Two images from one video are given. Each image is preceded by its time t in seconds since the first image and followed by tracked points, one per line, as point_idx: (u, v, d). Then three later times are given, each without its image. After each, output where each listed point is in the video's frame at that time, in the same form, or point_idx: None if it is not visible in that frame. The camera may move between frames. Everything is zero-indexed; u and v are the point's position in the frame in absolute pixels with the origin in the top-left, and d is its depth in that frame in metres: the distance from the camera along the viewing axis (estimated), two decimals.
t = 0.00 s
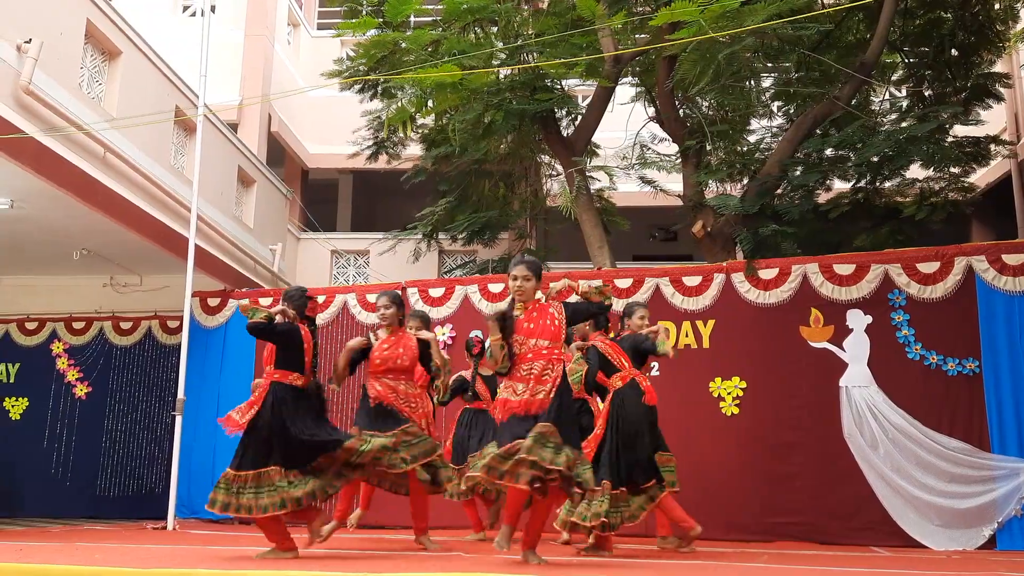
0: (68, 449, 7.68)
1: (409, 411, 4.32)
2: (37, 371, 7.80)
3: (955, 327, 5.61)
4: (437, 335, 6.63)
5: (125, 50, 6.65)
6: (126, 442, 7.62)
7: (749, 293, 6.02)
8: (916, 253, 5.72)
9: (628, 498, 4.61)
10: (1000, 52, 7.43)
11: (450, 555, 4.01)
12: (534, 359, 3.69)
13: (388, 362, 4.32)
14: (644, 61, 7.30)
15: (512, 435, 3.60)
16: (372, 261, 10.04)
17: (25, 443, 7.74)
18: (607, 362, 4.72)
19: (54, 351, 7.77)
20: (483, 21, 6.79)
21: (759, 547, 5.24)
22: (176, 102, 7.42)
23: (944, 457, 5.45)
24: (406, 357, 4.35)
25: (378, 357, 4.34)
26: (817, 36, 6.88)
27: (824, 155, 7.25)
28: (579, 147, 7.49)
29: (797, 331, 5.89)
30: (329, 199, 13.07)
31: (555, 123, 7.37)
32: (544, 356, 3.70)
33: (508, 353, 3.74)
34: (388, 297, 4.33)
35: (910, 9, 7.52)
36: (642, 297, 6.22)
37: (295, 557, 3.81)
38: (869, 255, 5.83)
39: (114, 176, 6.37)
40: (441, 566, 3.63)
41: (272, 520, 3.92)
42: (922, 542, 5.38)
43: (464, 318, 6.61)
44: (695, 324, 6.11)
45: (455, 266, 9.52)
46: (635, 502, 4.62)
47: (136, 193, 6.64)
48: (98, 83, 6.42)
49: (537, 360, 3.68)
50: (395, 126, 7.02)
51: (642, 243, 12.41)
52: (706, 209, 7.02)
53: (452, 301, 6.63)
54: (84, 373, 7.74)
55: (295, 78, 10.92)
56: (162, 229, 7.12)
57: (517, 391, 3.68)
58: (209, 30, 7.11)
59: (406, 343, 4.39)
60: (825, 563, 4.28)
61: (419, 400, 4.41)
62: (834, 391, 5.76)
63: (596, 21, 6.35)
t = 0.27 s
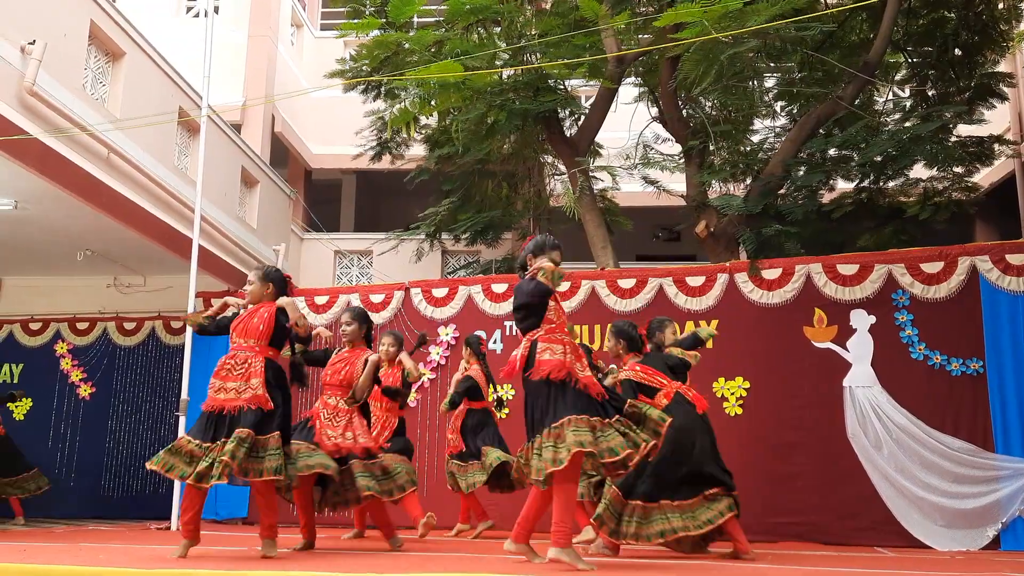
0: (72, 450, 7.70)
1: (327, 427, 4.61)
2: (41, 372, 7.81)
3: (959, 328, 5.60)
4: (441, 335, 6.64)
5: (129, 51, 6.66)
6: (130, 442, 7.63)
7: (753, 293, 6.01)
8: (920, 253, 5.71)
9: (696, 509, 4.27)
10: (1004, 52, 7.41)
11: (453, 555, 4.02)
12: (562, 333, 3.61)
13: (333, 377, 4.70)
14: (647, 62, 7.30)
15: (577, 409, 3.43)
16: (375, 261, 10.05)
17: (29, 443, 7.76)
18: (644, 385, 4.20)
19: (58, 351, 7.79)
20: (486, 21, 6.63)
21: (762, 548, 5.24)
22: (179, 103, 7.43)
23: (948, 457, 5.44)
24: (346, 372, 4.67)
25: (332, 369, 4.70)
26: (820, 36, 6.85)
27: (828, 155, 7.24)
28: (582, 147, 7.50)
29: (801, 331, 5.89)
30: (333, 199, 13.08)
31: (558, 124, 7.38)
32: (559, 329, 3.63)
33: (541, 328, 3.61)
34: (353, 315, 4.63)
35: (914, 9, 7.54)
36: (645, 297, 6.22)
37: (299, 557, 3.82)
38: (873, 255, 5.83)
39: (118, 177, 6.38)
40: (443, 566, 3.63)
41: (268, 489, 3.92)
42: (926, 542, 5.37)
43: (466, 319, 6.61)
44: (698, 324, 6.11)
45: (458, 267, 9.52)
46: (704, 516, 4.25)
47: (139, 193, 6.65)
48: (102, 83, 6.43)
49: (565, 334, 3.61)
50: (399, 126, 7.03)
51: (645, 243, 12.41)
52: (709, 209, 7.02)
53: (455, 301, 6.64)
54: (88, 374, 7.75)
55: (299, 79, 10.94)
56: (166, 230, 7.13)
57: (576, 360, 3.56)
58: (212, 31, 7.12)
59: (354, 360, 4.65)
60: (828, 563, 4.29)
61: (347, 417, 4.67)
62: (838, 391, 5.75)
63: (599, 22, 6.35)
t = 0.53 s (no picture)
0: (77, 451, 7.71)
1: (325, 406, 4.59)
2: (46, 373, 7.83)
3: (962, 327, 5.60)
4: (444, 336, 6.64)
5: (132, 53, 6.67)
6: (133, 443, 7.64)
7: (756, 293, 6.01)
8: (923, 252, 5.71)
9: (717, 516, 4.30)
10: (1007, 50, 7.41)
11: (456, 556, 4.03)
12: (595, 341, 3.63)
13: (330, 353, 4.64)
14: (649, 62, 7.30)
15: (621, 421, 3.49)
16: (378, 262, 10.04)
17: (33, 445, 7.78)
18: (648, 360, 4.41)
19: (62, 352, 7.81)
20: (488, 21, 6.62)
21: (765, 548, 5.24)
22: (182, 104, 7.44)
23: (952, 457, 5.43)
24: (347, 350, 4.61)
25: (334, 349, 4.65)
26: (822, 35, 6.84)
27: (831, 155, 7.23)
28: (585, 147, 7.51)
29: (803, 331, 5.89)
30: (336, 200, 13.10)
31: (560, 124, 7.39)
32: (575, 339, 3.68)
33: (512, 321, 3.68)
34: (349, 294, 4.57)
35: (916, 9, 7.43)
36: (648, 297, 6.22)
37: (303, 558, 3.83)
38: (876, 254, 5.82)
39: (121, 178, 6.40)
40: (446, 567, 3.64)
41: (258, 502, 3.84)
42: (929, 542, 5.37)
43: (469, 319, 6.62)
44: (701, 324, 6.10)
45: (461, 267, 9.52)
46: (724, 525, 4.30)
47: (143, 194, 6.66)
48: (106, 85, 6.45)
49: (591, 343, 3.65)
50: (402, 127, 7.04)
51: (648, 242, 12.41)
52: (711, 209, 7.02)
53: (457, 302, 6.65)
54: (92, 375, 7.77)
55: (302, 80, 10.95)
56: (169, 232, 7.14)
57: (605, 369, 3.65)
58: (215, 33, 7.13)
59: (352, 336, 4.63)
60: (832, 563, 4.28)
61: (326, 388, 4.60)
62: (841, 390, 5.75)
63: (601, 22, 6.36)
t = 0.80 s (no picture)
0: (82, 452, 7.73)
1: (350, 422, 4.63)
2: (51, 375, 7.85)
3: (967, 325, 5.58)
4: (448, 336, 6.64)
5: (135, 55, 6.68)
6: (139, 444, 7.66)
7: (760, 293, 6.00)
8: (928, 251, 5.69)
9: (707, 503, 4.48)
10: (1011, 49, 7.38)
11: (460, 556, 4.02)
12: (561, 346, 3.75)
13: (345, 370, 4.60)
14: (652, 61, 7.29)
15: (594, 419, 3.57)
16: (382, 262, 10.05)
17: (38, 446, 7.79)
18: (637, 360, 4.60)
19: (67, 354, 7.83)
20: (491, 22, 6.66)
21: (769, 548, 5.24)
22: (185, 106, 7.45)
23: (957, 456, 5.42)
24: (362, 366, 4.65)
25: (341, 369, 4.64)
26: (826, 34, 6.82)
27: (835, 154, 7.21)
28: (588, 147, 7.50)
29: (808, 330, 5.88)
30: (339, 202, 13.11)
31: (563, 124, 7.38)
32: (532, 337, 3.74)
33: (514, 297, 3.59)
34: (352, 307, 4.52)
35: (920, 6, 7.42)
36: (652, 297, 6.21)
37: (307, 559, 3.83)
38: (880, 253, 5.81)
39: (125, 180, 6.41)
40: (450, 567, 3.63)
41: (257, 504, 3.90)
42: (935, 541, 5.36)
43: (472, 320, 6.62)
44: (705, 324, 6.10)
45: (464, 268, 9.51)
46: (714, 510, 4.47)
47: (147, 196, 6.68)
48: (109, 87, 6.46)
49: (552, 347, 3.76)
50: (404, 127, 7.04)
51: (652, 242, 12.40)
52: (715, 208, 7.00)
53: (461, 302, 6.65)
54: (96, 377, 7.78)
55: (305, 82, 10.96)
56: (173, 233, 7.15)
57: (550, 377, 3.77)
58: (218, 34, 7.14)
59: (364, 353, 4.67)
60: (837, 563, 4.28)
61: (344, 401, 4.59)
62: (845, 390, 5.74)
63: (604, 22, 6.36)
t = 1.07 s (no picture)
0: (86, 453, 7.73)
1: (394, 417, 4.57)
2: (55, 376, 7.85)
3: (971, 325, 5.57)
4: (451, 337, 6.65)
5: (139, 56, 6.70)
6: (143, 445, 7.67)
7: (763, 292, 5.99)
8: (931, 250, 5.68)
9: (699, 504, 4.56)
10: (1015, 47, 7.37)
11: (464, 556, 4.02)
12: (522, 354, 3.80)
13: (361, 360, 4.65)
14: (655, 61, 7.28)
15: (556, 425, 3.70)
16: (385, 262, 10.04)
17: (43, 448, 7.80)
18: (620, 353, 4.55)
19: (71, 355, 7.83)
20: (494, 21, 6.64)
21: (775, 548, 5.22)
22: (189, 107, 7.46)
23: (962, 455, 5.41)
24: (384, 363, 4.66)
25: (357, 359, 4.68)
26: (829, 33, 6.80)
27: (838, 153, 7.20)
28: (591, 147, 7.49)
29: (811, 329, 5.87)
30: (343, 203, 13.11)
31: (566, 124, 7.37)
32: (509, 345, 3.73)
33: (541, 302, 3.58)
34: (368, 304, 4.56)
35: (922, 5, 7.42)
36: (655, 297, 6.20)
37: (311, 559, 3.84)
38: (884, 252, 5.79)
39: (128, 181, 6.42)
40: (454, 568, 3.63)
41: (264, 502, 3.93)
42: (940, 540, 5.34)
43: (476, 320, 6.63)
44: (709, 324, 6.09)
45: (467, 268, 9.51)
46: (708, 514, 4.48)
47: (150, 198, 6.69)
48: (112, 89, 6.47)
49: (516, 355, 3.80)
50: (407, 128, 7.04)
51: (656, 242, 12.39)
52: (718, 208, 7.02)
53: (465, 302, 6.66)
54: (101, 378, 7.79)
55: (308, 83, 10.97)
56: (177, 234, 7.16)
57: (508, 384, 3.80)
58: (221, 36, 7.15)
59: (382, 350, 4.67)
60: (841, 563, 4.27)
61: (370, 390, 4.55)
62: (850, 389, 5.73)
63: (606, 22, 6.35)
